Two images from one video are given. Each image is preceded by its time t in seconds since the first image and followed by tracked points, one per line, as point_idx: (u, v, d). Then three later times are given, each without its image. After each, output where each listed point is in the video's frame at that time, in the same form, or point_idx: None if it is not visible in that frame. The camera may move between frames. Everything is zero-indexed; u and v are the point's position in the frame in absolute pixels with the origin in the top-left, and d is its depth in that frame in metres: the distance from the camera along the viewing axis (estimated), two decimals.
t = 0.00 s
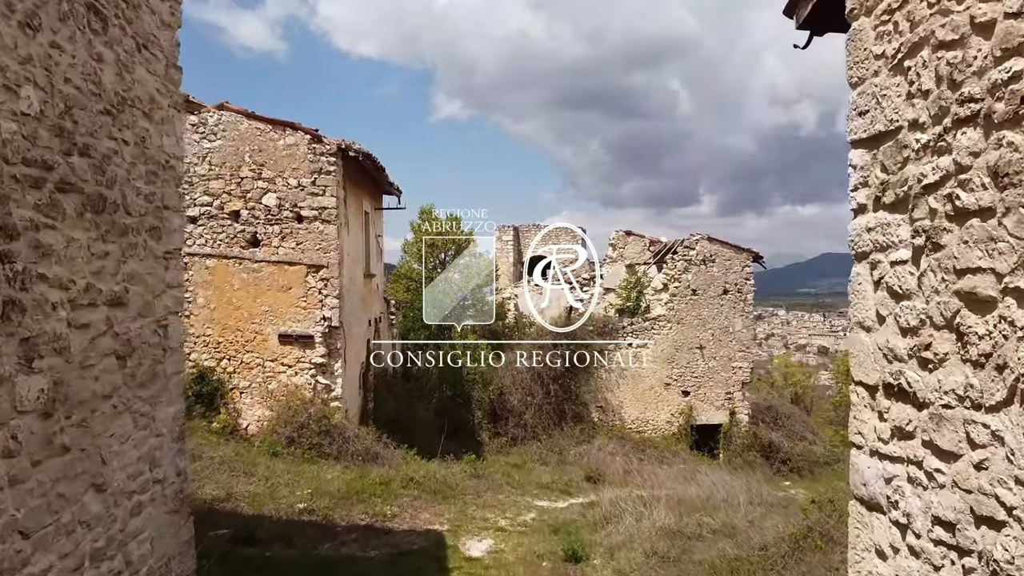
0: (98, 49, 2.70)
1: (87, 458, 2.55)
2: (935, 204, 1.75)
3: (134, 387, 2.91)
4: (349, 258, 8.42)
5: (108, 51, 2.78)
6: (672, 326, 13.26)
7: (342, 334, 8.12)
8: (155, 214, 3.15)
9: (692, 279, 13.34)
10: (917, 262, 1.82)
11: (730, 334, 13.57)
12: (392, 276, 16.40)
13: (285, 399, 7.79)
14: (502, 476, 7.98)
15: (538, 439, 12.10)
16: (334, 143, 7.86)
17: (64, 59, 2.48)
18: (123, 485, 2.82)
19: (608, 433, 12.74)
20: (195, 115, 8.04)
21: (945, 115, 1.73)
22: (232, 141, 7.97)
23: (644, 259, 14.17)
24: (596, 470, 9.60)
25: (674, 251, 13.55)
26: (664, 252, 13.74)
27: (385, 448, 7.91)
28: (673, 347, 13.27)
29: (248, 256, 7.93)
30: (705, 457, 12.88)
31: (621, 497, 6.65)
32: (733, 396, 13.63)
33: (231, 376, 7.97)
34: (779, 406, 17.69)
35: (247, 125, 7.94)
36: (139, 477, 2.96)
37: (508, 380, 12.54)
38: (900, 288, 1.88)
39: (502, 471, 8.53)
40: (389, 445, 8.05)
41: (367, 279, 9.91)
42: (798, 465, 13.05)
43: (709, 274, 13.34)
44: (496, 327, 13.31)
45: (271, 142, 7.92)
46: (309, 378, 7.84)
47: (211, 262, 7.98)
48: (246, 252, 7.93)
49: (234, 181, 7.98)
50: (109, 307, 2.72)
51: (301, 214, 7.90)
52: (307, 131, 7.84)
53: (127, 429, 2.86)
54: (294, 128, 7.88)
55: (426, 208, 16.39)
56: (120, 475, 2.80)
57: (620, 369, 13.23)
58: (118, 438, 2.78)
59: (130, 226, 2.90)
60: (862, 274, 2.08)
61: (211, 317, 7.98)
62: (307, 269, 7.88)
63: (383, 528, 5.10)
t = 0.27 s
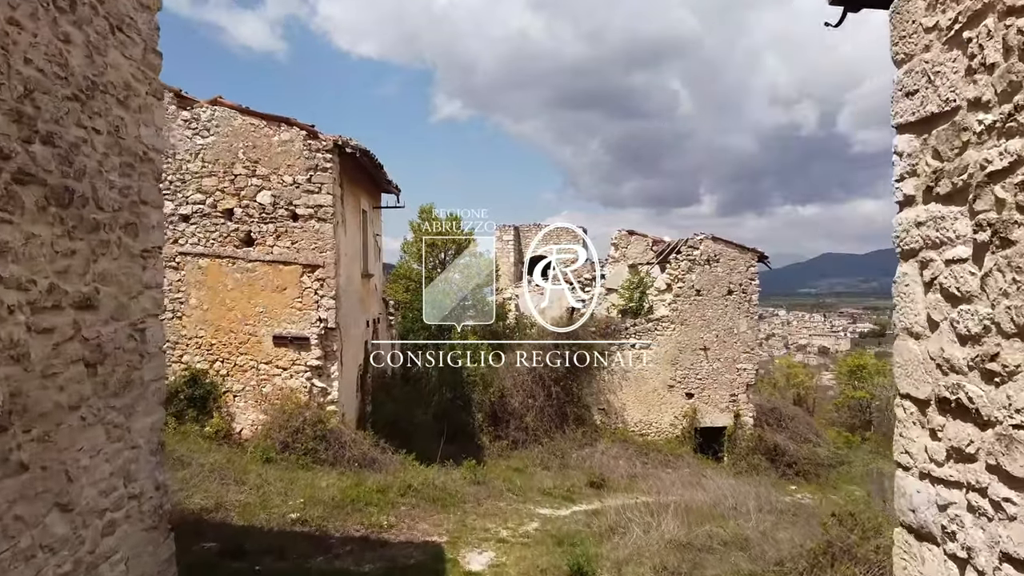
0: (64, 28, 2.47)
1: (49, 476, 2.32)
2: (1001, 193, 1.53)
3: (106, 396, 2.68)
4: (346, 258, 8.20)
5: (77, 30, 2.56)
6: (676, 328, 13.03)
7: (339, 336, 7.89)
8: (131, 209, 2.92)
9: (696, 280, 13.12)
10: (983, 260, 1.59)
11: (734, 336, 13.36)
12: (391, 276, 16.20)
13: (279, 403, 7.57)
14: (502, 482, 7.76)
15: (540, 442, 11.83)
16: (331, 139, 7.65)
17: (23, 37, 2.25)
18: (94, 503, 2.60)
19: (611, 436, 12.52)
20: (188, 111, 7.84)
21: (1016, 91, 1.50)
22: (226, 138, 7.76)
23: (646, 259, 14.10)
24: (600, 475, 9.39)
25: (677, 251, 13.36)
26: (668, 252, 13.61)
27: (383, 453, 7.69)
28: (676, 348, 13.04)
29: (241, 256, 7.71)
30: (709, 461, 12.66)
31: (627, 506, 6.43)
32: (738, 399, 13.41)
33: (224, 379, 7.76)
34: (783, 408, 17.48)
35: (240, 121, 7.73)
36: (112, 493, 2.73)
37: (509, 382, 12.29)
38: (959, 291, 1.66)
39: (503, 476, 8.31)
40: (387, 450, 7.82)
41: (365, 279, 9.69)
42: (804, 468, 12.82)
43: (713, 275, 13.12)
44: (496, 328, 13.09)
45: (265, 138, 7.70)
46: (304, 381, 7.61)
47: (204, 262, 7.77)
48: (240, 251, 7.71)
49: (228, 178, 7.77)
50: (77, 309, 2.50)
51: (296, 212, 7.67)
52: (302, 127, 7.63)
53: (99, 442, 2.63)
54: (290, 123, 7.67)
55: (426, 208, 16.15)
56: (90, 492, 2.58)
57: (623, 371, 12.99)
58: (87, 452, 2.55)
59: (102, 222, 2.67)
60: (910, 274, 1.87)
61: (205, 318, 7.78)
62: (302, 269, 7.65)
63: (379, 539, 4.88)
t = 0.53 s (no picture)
0: (22, 2, 2.24)
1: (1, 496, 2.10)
2: None
3: (71, 406, 2.46)
4: (342, 257, 7.96)
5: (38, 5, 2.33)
6: (680, 329, 12.82)
7: (335, 337, 7.66)
8: (101, 202, 2.69)
9: (699, 280, 12.88)
10: None
11: (739, 337, 13.12)
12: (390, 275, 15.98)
13: (273, 406, 7.35)
14: (503, 488, 7.54)
15: (541, 445, 11.57)
16: (326, 134, 7.42)
17: None
18: (57, 524, 2.37)
19: (613, 439, 12.30)
20: (180, 105, 7.64)
21: None
22: (219, 133, 7.55)
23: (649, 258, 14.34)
24: (603, 480, 9.16)
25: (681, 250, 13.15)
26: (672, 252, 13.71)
27: (380, 458, 7.47)
28: (680, 349, 12.83)
29: (234, 255, 7.49)
30: (714, 464, 12.45)
31: (632, 516, 6.19)
32: (742, 400, 13.20)
33: (217, 382, 7.55)
34: (787, 409, 17.24)
35: (233, 116, 7.51)
36: (78, 512, 2.51)
37: (510, 383, 12.01)
38: None
39: (504, 482, 8.10)
40: (384, 455, 7.60)
41: (362, 279, 9.45)
42: (810, 471, 12.60)
43: (717, 275, 12.90)
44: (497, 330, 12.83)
45: (259, 134, 7.48)
46: (299, 384, 7.37)
47: (196, 261, 7.56)
48: (232, 250, 7.49)
49: (220, 174, 7.55)
50: (37, 311, 2.28)
51: (291, 209, 7.43)
52: (297, 123, 7.40)
53: (63, 456, 2.41)
54: (284, 118, 7.44)
55: (426, 206, 15.82)
56: (53, 511, 2.36)
57: (626, 372, 12.74)
58: (48, 468, 2.32)
59: (66, 216, 2.45)
60: (970, 272, 2.01)
61: (197, 319, 7.56)
62: (297, 268, 7.41)
63: (374, 552, 4.65)
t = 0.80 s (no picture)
0: None
1: None
2: None
3: (27, 420, 2.22)
4: (338, 256, 7.73)
5: None
6: (684, 330, 12.59)
7: (330, 340, 7.42)
8: (65, 196, 2.46)
9: (704, 280, 12.65)
10: None
11: (744, 338, 12.88)
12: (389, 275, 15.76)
13: (267, 411, 7.11)
14: (504, 495, 7.29)
15: (542, 449, 11.36)
16: (321, 130, 7.18)
17: None
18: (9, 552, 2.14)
19: (616, 442, 12.06)
20: (171, 100, 7.41)
21: None
22: (211, 129, 7.32)
23: (650, 258, 14.60)
24: (607, 486, 8.94)
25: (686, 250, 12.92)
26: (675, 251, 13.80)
27: (377, 464, 7.24)
28: (683, 351, 12.61)
29: (227, 255, 7.26)
30: (718, 468, 12.22)
31: (637, 527, 5.95)
32: (747, 403, 12.94)
33: (209, 386, 7.31)
34: (791, 411, 17.02)
35: (225, 111, 7.27)
36: (37, 538, 2.28)
37: (511, 387, 11.75)
38: None
39: (505, 488, 7.86)
40: (382, 461, 7.36)
41: (359, 279, 9.23)
42: (816, 475, 12.36)
43: (722, 275, 12.66)
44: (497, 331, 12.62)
45: (252, 130, 7.25)
46: (293, 388, 7.14)
47: (188, 261, 7.33)
48: (225, 250, 7.26)
49: (212, 171, 7.32)
50: None
51: (285, 207, 7.20)
52: (292, 118, 7.18)
53: (17, 477, 2.18)
54: (278, 114, 7.21)
55: (426, 205, 15.55)
56: (5, 539, 2.13)
57: (629, 374, 12.50)
58: None
59: (21, 211, 2.21)
60: None
61: (188, 321, 7.32)
62: (291, 268, 7.17)
63: (367, 568, 4.41)
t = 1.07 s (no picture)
0: None
1: None
2: None
3: None
4: (333, 257, 7.46)
5: None
6: (688, 333, 12.32)
7: (325, 345, 7.14)
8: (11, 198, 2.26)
9: (709, 281, 12.37)
10: None
11: (750, 341, 12.59)
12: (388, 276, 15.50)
13: (258, 419, 6.83)
14: (505, 507, 7.01)
15: (544, 455, 11.09)
16: (315, 127, 6.90)
17: None
18: None
19: (619, 447, 11.79)
20: (159, 96, 7.14)
21: None
22: (200, 126, 7.05)
23: (654, 260, 14.37)
24: (611, 495, 8.66)
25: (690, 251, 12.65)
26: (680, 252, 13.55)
27: (372, 474, 6.95)
28: (688, 354, 12.34)
29: (217, 257, 6.98)
30: (724, 474, 11.94)
31: (644, 543, 5.67)
32: (753, 407, 12.65)
33: (198, 393, 7.04)
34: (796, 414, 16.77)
35: (216, 108, 7.00)
36: None
37: (512, 391, 11.45)
38: None
39: (506, 499, 7.58)
40: (378, 471, 7.09)
41: (356, 281, 8.96)
42: (824, 482, 12.07)
43: (728, 276, 12.38)
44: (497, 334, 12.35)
45: (243, 127, 6.97)
46: (285, 395, 6.86)
47: (176, 264, 7.06)
48: (215, 251, 6.99)
49: (202, 170, 7.05)
50: None
51: (277, 207, 6.92)
52: (284, 114, 6.90)
53: None
54: (270, 110, 6.93)
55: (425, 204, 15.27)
56: None
57: (632, 378, 12.22)
58: None
59: None
60: None
61: (177, 325, 7.05)
62: (284, 270, 6.89)
63: None
